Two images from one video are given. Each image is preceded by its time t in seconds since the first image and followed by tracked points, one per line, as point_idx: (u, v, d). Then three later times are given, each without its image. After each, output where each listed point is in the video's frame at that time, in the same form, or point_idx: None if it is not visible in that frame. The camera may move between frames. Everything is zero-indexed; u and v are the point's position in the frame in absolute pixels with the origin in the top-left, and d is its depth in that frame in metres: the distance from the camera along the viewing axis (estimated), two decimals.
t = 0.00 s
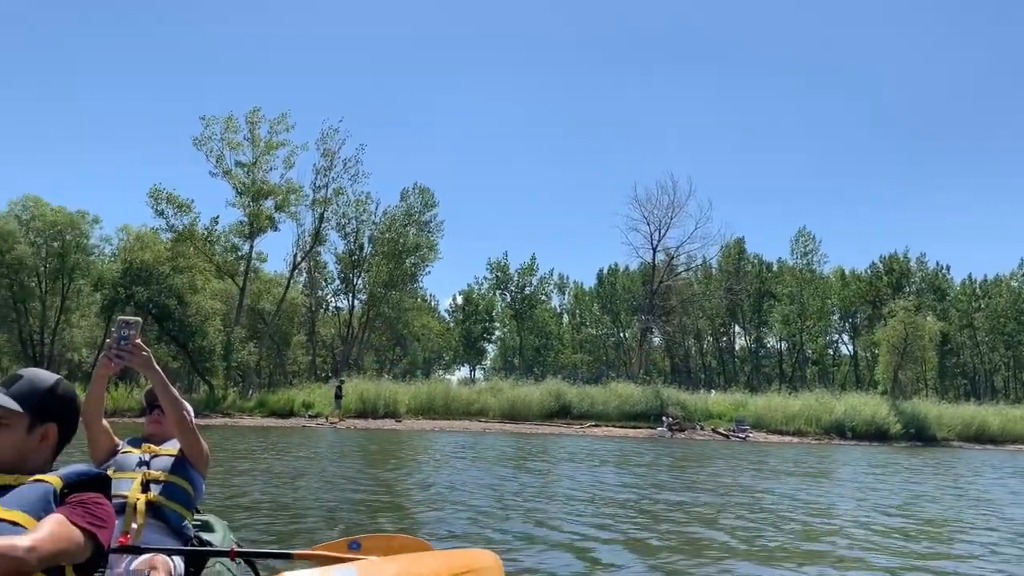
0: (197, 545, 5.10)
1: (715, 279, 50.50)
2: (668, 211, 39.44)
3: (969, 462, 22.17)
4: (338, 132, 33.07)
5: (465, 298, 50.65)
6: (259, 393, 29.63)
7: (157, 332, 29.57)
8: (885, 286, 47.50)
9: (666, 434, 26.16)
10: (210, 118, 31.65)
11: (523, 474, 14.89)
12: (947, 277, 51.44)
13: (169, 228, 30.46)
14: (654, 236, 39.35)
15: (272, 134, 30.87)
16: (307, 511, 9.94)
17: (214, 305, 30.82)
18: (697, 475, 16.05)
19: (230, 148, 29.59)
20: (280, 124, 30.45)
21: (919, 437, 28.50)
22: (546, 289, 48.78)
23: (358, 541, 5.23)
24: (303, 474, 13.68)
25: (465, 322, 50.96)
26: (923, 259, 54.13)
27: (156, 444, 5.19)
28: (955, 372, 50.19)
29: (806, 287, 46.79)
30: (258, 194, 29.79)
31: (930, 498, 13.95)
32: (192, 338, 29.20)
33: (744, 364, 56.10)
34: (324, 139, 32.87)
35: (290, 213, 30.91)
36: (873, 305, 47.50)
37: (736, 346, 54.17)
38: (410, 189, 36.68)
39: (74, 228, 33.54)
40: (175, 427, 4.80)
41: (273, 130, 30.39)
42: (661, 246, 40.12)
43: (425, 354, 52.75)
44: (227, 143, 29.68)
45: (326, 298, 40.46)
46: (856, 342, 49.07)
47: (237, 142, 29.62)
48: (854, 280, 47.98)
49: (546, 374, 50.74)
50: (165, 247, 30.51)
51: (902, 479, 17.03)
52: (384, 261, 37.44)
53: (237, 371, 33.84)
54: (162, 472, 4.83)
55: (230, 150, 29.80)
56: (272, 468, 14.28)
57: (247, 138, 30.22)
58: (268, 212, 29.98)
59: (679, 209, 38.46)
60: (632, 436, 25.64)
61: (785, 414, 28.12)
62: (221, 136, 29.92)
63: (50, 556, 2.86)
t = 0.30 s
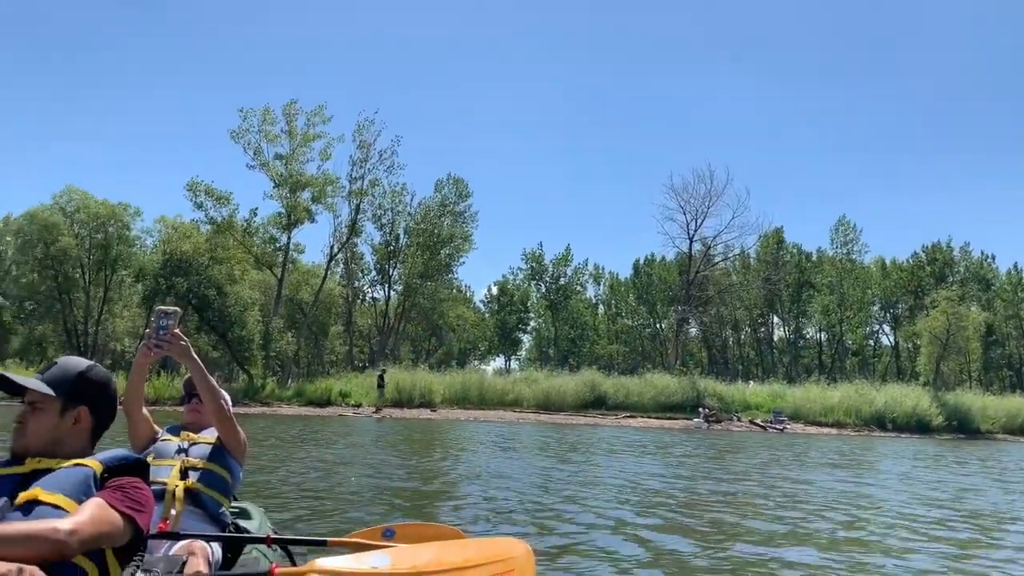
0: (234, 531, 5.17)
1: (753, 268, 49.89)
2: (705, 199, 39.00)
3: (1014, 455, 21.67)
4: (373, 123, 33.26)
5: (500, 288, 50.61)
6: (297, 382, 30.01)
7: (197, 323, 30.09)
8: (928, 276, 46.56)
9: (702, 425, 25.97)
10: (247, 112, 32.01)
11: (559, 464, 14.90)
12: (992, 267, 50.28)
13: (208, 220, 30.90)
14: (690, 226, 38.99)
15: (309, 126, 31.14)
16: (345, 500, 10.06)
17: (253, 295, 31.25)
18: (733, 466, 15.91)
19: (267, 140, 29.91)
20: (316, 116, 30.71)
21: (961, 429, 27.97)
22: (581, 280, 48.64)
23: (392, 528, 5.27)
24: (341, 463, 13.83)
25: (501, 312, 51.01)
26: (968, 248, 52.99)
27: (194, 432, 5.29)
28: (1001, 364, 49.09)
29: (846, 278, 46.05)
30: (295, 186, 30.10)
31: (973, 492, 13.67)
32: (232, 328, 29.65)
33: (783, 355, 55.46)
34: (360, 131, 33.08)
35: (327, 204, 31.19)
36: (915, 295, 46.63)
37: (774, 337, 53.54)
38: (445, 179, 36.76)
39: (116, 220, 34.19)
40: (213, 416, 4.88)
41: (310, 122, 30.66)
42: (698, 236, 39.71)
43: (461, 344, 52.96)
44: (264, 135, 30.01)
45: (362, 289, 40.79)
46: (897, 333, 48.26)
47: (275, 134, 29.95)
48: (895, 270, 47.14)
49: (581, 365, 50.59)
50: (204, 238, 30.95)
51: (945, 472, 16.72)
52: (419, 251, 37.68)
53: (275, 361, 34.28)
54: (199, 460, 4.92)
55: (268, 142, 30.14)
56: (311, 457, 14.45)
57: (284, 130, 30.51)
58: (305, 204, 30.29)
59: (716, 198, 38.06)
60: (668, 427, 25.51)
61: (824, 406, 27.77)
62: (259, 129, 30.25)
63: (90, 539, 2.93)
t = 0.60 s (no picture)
0: (278, 513, 5.26)
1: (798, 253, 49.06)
2: (750, 182, 38.40)
3: None
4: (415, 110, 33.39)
5: (542, 274, 50.51)
6: (342, 368, 30.38)
7: (244, 308, 30.63)
8: (981, 259, 45.34)
9: (747, 411, 25.73)
10: (290, 100, 32.31)
11: (602, 449, 14.86)
12: None
13: (253, 207, 31.35)
14: (734, 210, 38.45)
15: (351, 114, 31.38)
16: (389, 482, 10.15)
17: (297, 281, 31.68)
18: (778, 452, 15.75)
19: (310, 128, 30.23)
20: (358, 103, 30.92)
21: (1015, 416, 27.26)
22: (624, 265, 48.35)
23: (433, 513, 5.34)
24: (385, 446, 13.95)
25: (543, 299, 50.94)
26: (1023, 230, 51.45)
27: (240, 415, 5.38)
28: None
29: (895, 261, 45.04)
30: (338, 173, 30.35)
31: None
32: (278, 314, 30.14)
33: (830, 341, 54.55)
34: (401, 117, 33.25)
35: (369, 191, 31.44)
36: (968, 279, 45.46)
37: (821, 322, 52.68)
38: (485, 165, 36.77)
39: (165, 208, 34.85)
40: (257, 400, 4.96)
41: (352, 109, 30.89)
42: (742, 220, 39.13)
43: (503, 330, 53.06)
44: (307, 123, 30.32)
45: (405, 275, 41.07)
46: (949, 318, 47.14)
47: (317, 121, 30.23)
48: (947, 254, 45.99)
49: (624, 350, 50.31)
50: (250, 225, 31.41)
51: (998, 459, 16.34)
52: (461, 237, 37.78)
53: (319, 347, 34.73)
54: (245, 443, 5.01)
55: (311, 130, 30.43)
56: (355, 440, 14.61)
57: (326, 118, 30.78)
58: (347, 190, 30.55)
59: (761, 181, 37.46)
60: (712, 413, 25.33)
61: (872, 392, 27.29)
62: (302, 116, 30.55)
63: (138, 518, 2.99)
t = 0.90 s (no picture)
0: (324, 491, 5.34)
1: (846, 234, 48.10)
2: (797, 162, 37.66)
3: None
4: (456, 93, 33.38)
5: (585, 257, 50.24)
6: (386, 350, 30.71)
7: (291, 291, 31.10)
8: None
9: (793, 394, 25.41)
10: (332, 85, 32.55)
11: (646, 433, 14.78)
12: None
13: (298, 192, 31.70)
14: (780, 190, 37.81)
15: (392, 98, 31.49)
16: (434, 464, 10.21)
17: (342, 265, 32.02)
18: (825, 436, 15.53)
19: (353, 112, 30.41)
20: (399, 87, 31.01)
21: None
22: (668, 247, 47.95)
23: (476, 493, 5.37)
24: (430, 429, 14.04)
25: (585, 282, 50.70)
26: None
27: (286, 395, 5.46)
28: None
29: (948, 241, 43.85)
30: (381, 157, 30.51)
31: None
32: (323, 298, 30.50)
33: (880, 324, 53.49)
34: (442, 100, 33.27)
35: (411, 175, 31.57)
36: None
37: (870, 305, 51.67)
38: (527, 147, 36.68)
39: (212, 194, 35.40)
40: (303, 380, 5.03)
41: (393, 93, 30.99)
42: (789, 200, 38.41)
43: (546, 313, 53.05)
44: (349, 107, 30.51)
45: (448, 259, 41.29)
46: (1005, 300, 45.83)
47: (359, 106, 30.40)
48: (1003, 234, 44.70)
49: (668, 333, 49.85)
50: (295, 210, 31.77)
51: None
52: (503, 221, 37.78)
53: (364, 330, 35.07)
54: (291, 423, 5.08)
55: (353, 114, 30.64)
56: (399, 422, 14.75)
57: (368, 102, 30.92)
58: (390, 174, 30.75)
59: (808, 160, 36.77)
60: (757, 396, 25.06)
61: (923, 375, 26.74)
62: (344, 101, 30.75)
63: (187, 498, 3.06)
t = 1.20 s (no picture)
0: (358, 474, 5.39)
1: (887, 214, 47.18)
2: (836, 142, 36.95)
3: None
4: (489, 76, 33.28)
5: (620, 241, 49.88)
6: (421, 334, 30.91)
7: (327, 276, 31.43)
8: None
9: (831, 378, 25.10)
10: (366, 70, 32.61)
11: (682, 417, 14.72)
12: None
13: (333, 177, 31.92)
14: (819, 171, 37.16)
15: (426, 82, 31.51)
16: (470, 447, 10.24)
17: (377, 249, 32.22)
18: (865, 420, 15.33)
19: (387, 97, 30.49)
20: (432, 71, 31.01)
21: None
22: (704, 229, 47.47)
23: (507, 476, 5.41)
24: (465, 413, 14.09)
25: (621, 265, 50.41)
26: None
27: (320, 379, 5.51)
28: None
29: (993, 222, 42.78)
30: (414, 142, 30.58)
31: None
32: (359, 282, 30.77)
33: (922, 307, 52.52)
34: (475, 84, 33.20)
35: (445, 159, 31.61)
36: None
37: (912, 287, 50.72)
38: (561, 130, 36.50)
39: (250, 179, 35.73)
40: (336, 364, 5.08)
41: (426, 78, 31.00)
42: (828, 181, 37.72)
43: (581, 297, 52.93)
44: (383, 92, 30.58)
45: (482, 243, 41.38)
46: None
47: (393, 91, 30.46)
48: None
49: (705, 317, 49.43)
50: (331, 195, 32.02)
51: None
52: (537, 204, 37.71)
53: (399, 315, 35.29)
54: (326, 407, 5.14)
55: (387, 99, 30.71)
56: (435, 406, 14.85)
57: (402, 86, 30.95)
58: (424, 159, 30.82)
59: (847, 140, 36.05)
60: (795, 380, 24.79)
61: (966, 358, 26.23)
62: (378, 86, 30.82)
63: (223, 480, 3.12)
